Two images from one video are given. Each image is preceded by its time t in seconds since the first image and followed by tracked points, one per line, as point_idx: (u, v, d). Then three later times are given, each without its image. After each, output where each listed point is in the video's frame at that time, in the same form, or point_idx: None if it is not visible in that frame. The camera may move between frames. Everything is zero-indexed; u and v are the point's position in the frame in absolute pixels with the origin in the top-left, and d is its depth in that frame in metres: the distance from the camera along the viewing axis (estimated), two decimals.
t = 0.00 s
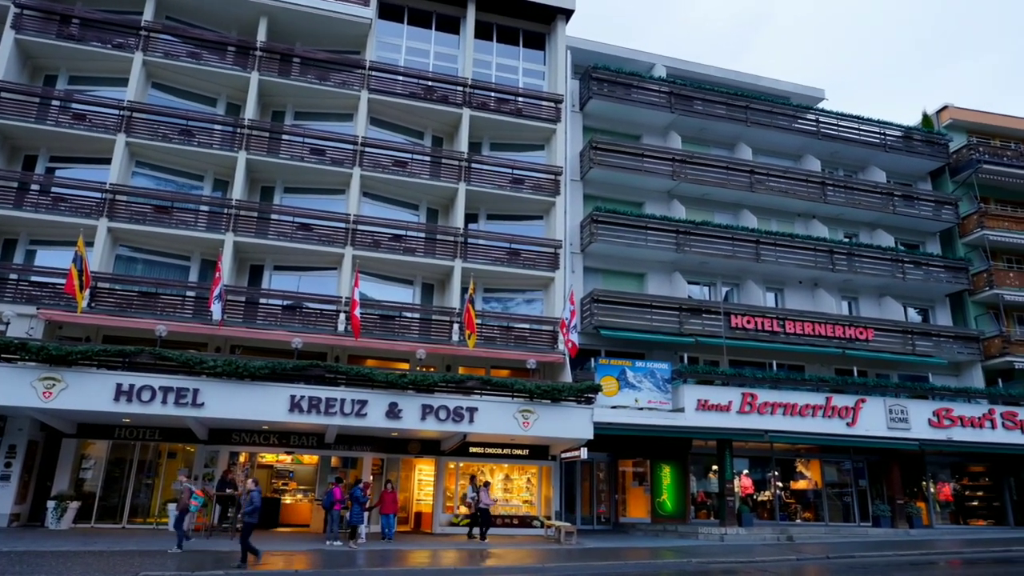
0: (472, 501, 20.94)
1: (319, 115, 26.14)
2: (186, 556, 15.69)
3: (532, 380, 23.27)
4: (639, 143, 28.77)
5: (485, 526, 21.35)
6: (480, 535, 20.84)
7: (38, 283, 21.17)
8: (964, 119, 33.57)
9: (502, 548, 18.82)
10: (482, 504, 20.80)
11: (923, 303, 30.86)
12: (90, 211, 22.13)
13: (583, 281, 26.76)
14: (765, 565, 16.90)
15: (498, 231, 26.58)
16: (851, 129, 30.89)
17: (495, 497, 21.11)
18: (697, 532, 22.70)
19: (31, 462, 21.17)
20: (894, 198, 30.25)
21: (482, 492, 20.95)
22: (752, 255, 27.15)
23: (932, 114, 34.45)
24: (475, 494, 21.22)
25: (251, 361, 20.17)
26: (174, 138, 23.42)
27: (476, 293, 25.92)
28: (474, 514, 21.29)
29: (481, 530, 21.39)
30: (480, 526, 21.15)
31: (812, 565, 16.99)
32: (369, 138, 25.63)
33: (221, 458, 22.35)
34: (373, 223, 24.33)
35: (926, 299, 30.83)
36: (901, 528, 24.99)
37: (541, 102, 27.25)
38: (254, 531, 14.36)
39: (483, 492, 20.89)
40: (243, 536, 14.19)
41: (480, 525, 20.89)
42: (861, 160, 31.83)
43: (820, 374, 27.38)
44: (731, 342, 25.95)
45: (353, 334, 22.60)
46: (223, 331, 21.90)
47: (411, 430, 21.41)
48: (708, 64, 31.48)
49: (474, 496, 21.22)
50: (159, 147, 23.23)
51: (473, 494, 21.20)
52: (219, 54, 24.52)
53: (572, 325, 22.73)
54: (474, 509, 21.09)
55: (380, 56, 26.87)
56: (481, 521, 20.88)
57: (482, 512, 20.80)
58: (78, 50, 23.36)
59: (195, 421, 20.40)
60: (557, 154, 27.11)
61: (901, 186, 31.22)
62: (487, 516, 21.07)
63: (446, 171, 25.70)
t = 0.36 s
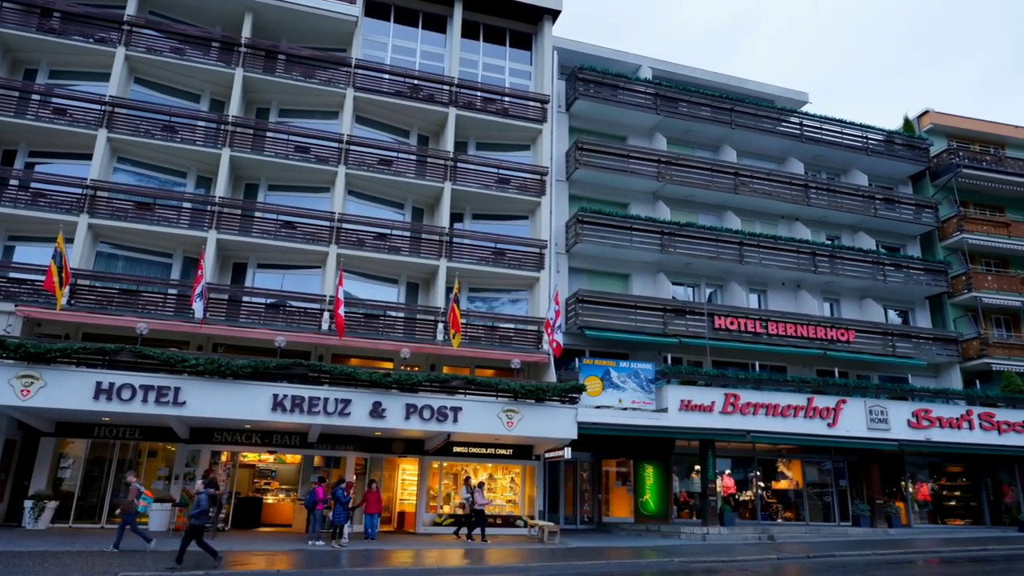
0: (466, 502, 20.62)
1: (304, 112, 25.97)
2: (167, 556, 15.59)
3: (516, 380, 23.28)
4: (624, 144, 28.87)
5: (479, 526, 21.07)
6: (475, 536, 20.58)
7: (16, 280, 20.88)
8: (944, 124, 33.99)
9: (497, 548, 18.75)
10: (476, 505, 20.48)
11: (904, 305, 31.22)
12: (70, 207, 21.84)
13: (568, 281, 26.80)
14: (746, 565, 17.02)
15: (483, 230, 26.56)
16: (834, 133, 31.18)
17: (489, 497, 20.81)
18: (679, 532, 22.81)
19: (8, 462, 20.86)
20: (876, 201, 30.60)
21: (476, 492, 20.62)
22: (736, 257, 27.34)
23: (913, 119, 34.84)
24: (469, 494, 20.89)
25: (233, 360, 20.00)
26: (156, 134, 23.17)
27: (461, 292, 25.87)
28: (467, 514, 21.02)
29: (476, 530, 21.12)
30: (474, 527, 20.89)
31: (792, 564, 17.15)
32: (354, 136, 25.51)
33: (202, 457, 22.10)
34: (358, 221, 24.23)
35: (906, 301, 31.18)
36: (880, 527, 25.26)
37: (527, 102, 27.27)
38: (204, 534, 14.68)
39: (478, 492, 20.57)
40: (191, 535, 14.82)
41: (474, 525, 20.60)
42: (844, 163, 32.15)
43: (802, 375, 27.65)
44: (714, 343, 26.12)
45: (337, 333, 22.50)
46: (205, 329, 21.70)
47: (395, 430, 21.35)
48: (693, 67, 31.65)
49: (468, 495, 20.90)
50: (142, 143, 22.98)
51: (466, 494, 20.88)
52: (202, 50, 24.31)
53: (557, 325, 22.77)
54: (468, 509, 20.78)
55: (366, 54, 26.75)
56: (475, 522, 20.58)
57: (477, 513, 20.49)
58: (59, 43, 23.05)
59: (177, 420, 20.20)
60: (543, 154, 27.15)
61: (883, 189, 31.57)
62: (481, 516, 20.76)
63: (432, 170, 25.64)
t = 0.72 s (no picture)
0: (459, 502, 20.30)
1: (288, 109, 25.80)
2: (145, 556, 15.42)
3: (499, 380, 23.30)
4: (609, 145, 28.97)
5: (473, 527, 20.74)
6: (469, 536, 20.29)
7: None
8: (923, 129, 34.44)
9: (490, 549, 18.61)
10: (469, 505, 20.17)
11: (883, 307, 31.59)
12: (48, 202, 21.54)
13: (551, 281, 26.85)
14: (726, 564, 17.14)
15: (467, 229, 26.53)
16: (816, 136, 31.50)
17: (483, 497, 20.51)
18: (660, 532, 22.91)
19: None
20: (856, 204, 30.94)
21: (469, 492, 20.31)
22: (718, 258, 27.53)
23: (893, 123, 35.27)
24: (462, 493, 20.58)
25: (214, 358, 19.81)
26: (137, 130, 22.92)
27: (444, 291, 25.83)
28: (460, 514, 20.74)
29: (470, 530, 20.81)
30: (468, 527, 20.59)
31: (771, 563, 17.30)
32: (338, 133, 25.38)
33: (181, 455, 21.90)
34: (341, 219, 24.11)
35: (885, 303, 31.57)
36: (857, 527, 25.59)
37: (512, 102, 27.28)
38: (149, 531, 13.85)
39: (471, 492, 20.26)
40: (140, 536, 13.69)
41: (468, 526, 20.29)
42: (825, 167, 32.47)
43: (782, 375, 27.92)
44: (696, 343, 26.29)
45: (319, 332, 22.39)
46: (185, 327, 21.50)
47: (377, 429, 21.27)
48: (678, 69, 31.82)
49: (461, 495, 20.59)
50: (122, 138, 22.71)
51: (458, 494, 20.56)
52: (185, 45, 24.07)
53: (540, 325, 22.80)
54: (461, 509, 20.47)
55: (350, 52, 26.62)
56: (469, 522, 20.27)
57: (470, 513, 20.18)
58: (37, 36, 22.72)
59: (156, 418, 19.99)
60: (528, 154, 27.17)
61: (863, 192, 31.92)
62: (475, 516, 20.46)
63: (416, 169, 25.59)
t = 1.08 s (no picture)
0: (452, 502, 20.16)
1: (270, 106, 25.60)
2: (120, 556, 15.25)
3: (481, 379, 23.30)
4: (593, 145, 29.05)
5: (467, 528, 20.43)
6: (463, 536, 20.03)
7: None
8: (902, 133, 34.90)
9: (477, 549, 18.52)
10: (462, 504, 20.02)
11: (861, 309, 31.98)
12: (24, 197, 21.19)
13: (534, 281, 26.88)
14: (706, 563, 17.26)
15: (450, 228, 26.47)
16: (797, 139, 31.82)
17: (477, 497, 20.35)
18: (640, 531, 23.01)
19: None
20: (836, 207, 31.28)
21: (462, 491, 20.20)
22: (700, 259, 27.72)
23: (873, 127, 35.69)
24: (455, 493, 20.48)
25: (193, 356, 19.60)
26: (116, 124, 22.61)
27: (427, 290, 25.77)
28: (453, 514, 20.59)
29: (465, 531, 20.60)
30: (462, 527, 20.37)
31: (750, 562, 17.43)
32: (321, 131, 25.22)
33: (160, 454, 21.65)
34: (323, 217, 23.96)
35: (863, 305, 31.95)
36: (835, 526, 25.87)
37: (496, 102, 27.27)
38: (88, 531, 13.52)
39: (464, 491, 20.15)
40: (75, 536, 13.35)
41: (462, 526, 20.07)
42: (806, 170, 32.81)
43: (762, 376, 28.18)
44: (677, 344, 26.45)
45: (301, 330, 22.24)
46: (164, 325, 21.26)
47: (358, 428, 21.16)
48: (662, 71, 31.98)
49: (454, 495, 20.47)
50: (100, 133, 22.40)
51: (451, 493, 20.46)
52: (166, 39, 23.80)
53: (522, 325, 22.82)
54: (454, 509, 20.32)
55: (334, 49, 26.47)
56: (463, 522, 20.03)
57: (464, 513, 19.98)
58: (14, 28, 22.35)
59: (133, 417, 19.74)
60: (512, 153, 27.17)
61: (843, 196, 32.29)
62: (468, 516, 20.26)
63: (399, 167, 25.51)
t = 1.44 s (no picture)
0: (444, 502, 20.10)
1: (252, 102, 25.38)
2: (95, 556, 15.05)
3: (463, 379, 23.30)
4: (577, 145, 29.11)
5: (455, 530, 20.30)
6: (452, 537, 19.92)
7: None
8: (882, 137, 35.34)
9: (459, 549, 18.49)
10: (455, 506, 20.00)
11: (841, 311, 32.36)
12: None
13: (517, 281, 26.89)
14: (685, 562, 17.35)
15: (433, 227, 26.39)
16: (779, 142, 32.11)
17: (469, 499, 20.34)
18: (621, 531, 23.11)
19: None
20: (816, 209, 31.60)
21: (455, 492, 20.20)
22: (682, 260, 27.89)
23: (853, 131, 36.09)
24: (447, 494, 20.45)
25: (172, 353, 19.39)
26: (95, 119, 22.30)
27: (410, 289, 25.68)
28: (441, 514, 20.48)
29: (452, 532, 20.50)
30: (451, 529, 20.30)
31: (729, 561, 17.56)
32: (304, 128, 25.05)
33: (137, 454, 21.41)
34: (305, 215, 23.81)
35: (842, 307, 32.33)
36: (813, 525, 26.14)
37: (480, 101, 27.24)
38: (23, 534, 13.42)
39: (457, 492, 20.15)
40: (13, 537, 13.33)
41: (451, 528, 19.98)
42: (787, 172, 33.11)
43: (742, 376, 28.42)
44: (659, 344, 26.59)
45: (282, 329, 22.09)
46: (142, 323, 21.02)
47: (339, 427, 21.06)
48: (645, 72, 32.11)
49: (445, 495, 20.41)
50: (78, 127, 22.08)
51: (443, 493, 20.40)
52: (146, 33, 23.51)
53: (505, 324, 22.81)
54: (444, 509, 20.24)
55: (318, 45, 26.30)
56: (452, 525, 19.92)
57: (455, 515, 19.91)
58: None
59: (110, 415, 19.49)
60: (496, 153, 27.15)
61: (823, 198, 32.63)
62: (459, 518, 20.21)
63: (383, 165, 25.39)
